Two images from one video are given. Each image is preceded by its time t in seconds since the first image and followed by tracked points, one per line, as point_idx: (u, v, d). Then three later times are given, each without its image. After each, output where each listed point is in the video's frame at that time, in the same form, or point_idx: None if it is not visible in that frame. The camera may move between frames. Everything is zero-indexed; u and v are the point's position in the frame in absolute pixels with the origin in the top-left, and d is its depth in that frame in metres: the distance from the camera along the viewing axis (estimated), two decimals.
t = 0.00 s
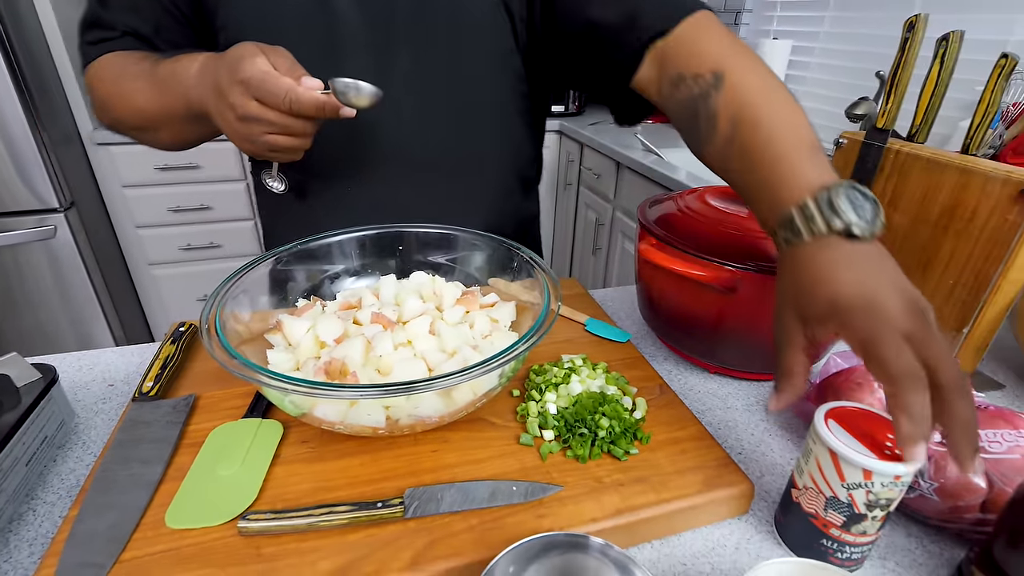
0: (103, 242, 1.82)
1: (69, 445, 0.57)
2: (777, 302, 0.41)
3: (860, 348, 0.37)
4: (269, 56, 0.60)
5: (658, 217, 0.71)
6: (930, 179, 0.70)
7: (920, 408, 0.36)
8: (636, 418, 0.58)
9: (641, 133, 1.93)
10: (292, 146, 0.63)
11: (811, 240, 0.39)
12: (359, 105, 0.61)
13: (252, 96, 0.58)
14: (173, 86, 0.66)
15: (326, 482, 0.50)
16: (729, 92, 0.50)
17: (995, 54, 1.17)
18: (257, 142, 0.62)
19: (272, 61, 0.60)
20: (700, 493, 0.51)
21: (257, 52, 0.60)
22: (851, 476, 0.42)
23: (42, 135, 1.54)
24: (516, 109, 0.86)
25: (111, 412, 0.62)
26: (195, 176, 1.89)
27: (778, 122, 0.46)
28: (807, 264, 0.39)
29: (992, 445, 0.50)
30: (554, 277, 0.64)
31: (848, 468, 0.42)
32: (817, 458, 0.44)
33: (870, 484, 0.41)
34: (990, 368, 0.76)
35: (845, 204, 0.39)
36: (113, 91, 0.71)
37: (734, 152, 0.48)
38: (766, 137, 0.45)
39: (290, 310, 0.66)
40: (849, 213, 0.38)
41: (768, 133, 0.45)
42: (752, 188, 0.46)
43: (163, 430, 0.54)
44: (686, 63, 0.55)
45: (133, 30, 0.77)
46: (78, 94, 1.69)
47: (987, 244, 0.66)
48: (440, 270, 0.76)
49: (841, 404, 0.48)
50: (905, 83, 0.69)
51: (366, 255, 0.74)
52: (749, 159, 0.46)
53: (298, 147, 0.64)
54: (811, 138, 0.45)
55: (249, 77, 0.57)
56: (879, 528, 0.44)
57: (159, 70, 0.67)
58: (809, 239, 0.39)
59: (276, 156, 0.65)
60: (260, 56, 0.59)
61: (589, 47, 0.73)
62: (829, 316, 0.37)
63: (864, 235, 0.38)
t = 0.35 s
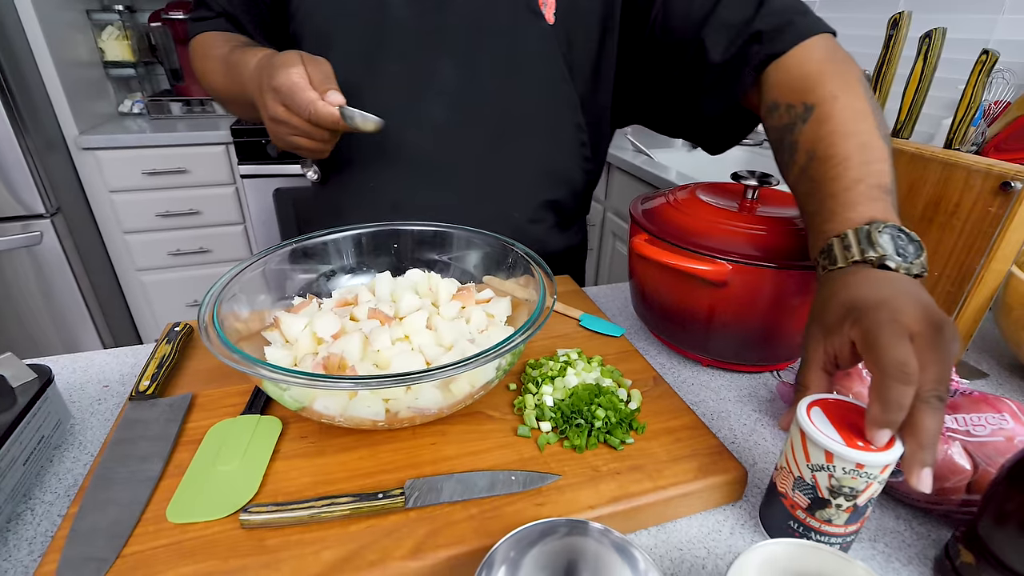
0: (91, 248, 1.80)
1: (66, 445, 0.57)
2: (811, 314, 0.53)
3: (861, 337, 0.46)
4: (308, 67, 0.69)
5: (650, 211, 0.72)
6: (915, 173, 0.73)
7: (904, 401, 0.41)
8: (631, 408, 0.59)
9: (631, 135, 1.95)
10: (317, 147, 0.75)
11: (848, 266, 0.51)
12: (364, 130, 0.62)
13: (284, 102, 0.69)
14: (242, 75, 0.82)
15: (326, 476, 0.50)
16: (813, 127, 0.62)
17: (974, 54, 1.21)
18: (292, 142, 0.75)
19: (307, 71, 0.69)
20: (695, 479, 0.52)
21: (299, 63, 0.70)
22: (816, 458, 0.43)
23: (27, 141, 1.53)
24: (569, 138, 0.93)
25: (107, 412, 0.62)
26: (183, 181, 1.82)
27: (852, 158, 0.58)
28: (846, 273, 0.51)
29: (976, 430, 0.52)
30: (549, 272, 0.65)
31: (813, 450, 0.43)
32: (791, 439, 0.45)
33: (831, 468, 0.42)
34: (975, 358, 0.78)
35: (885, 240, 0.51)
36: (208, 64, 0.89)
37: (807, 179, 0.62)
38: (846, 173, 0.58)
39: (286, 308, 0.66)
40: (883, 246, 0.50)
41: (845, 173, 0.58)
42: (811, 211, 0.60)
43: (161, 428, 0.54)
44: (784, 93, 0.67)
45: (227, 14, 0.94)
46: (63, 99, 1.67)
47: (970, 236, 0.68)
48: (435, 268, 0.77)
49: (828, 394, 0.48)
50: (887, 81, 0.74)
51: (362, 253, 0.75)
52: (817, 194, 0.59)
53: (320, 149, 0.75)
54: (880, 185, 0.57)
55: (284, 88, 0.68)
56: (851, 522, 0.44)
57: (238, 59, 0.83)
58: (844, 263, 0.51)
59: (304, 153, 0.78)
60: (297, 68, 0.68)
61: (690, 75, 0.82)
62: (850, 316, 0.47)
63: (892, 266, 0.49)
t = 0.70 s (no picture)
0: (84, 249, 1.79)
1: (66, 444, 0.57)
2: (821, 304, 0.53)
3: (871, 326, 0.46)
4: (344, 52, 0.73)
5: (648, 208, 0.73)
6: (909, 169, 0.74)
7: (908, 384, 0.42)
8: (633, 402, 0.60)
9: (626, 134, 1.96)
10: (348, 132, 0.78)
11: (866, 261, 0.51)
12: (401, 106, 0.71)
13: (318, 83, 0.72)
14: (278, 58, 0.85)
15: (329, 472, 0.50)
16: (839, 127, 0.62)
17: (965, 52, 1.22)
18: (320, 125, 0.77)
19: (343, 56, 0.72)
20: (697, 472, 0.52)
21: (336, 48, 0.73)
22: (815, 452, 0.43)
23: (20, 142, 1.52)
24: (590, 135, 0.94)
25: (107, 411, 0.62)
26: (178, 181, 1.81)
27: (875, 157, 0.57)
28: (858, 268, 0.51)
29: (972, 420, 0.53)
30: (550, 268, 0.65)
31: (812, 443, 0.43)
32: (791, 433, 0.46)
33: (829, 462, 0.42)
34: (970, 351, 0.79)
35: (907, 240, 0.50)
36: (243, 48, 0.93)
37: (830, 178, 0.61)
38: (871, 174, 0.57)
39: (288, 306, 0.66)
40: (904, 245, 0.49)
41: (869, 173, 0.57)
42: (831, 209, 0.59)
43: (163, 426, 0.54)
44: (812, 94, 0.67)
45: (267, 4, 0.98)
46: (56, 99, 1.65)
47: (963, 230, 0.69)
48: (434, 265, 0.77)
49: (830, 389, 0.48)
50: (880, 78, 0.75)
51: (362, 251, 0.75)
52: (838, 192, 0.59)
53: (351, 133, 0.79)
54: (903, 187, 0.56)
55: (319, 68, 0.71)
56: (850, 518, 0.45)
57: (274, 45, 0.86)
58: (864, 258, 0.51)
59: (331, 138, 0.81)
60: (334, 52, 0.72)
61: (721, 75, 0.83)
62: (864, 307, 0.47)
63: (913, 265, 0.48)
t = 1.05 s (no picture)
0: (80, 248, 1.78)
1: (67, 441, 0.57)
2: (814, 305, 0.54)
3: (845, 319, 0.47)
4: (354, 52, 0.73)
5: (648, 205, 0.73)
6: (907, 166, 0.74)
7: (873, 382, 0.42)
8: (634, 398, 0.60)
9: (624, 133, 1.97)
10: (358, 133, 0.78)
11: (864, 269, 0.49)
12: (411, 103, 0.72)
13: (327, 83, 0.72)
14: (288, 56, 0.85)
15: (331, 468, 0.50)
16: (836, 134, 0.61)
17: (961, 51, 1.23)
18: (330, 126, 0.77)
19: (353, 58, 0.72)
20: (698, 467, 0.52)
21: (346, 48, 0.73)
22: (822, 446, 0.43)
23: (16, 140, 1.52)
24: (590, 134, 0.94)
25: (108, 408, 0.61)
26: (175, 180, 1.80)
27: (875, 162, 0.57)
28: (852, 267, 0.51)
29: (971, 415, 0.53)
30: (552, 265, 0.65)
31: (817, 437, 0.43)
32: (793, 427, 0.46)
33: (835, 454, 0.43)
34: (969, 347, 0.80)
35: (902, 238, 0.48)
36: (252, 49, 0.93)
37: (831, 184, 0.61)
38: (871, 178, 0.56)
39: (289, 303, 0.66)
40: (898, 244, 0.47)
41: (868, 178, 0.56)
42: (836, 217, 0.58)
43: (165, 422, 0.54)
44: (807, 102, 0.67)
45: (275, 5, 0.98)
46: (52, 98, 1.65)
47: (962, 226, 0.70)
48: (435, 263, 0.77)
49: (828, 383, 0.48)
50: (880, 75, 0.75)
51: (364, 248, 0.75)
52: (839, 198, 0.58)
53: (360, 132, 0.79)
54: (907, 185, 0.55)
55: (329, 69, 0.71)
56: (853, 504, 0.45)
57: (284, 46, 0.87)
58: (860, 266, 0.50)
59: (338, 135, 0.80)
60: (343, 51, 0.72)
61: (716, 76, 0.83)
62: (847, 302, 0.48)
63: (908, 263, 0.46)
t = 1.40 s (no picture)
0: (79, 247, 1.78)
1: (66, 438, 0.57)
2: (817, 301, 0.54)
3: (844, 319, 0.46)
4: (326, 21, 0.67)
5: (648, 202, 0.73)
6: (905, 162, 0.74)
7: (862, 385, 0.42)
8: (633, 394, 0.60)
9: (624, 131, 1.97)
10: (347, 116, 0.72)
11: (872, 263, 0.49)
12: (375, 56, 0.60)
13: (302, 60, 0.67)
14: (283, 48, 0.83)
15: (332, 463, 0.50)
16: (839, 126, 0.61)
17: (959, 48, 1.23)
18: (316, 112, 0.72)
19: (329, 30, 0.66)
20: (697, 462, 0.52)
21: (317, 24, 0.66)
22: (810, 436, 0.44)
23: (14, 139, 1.51)
24: (590, 132, 0.94)
25: (107, 405, 0.61)
26: (174, 179, 1.80)
27: (881, 154, 0.56)
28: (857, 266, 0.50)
29: (969, 409, 0.53)
30: (551, 262, 0.65)
31: (806, 426, 0.44)
32: (785, 417, 0.46)
33: (823, 445, 0.43)
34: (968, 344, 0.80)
35: (911, 231, 0.47)
36: (250, 42, 0.92)
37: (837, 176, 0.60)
38: (877, 171, 0.56)
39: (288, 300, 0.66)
40: (906, 237, 0.47)
41: (873, 171, 0.56)
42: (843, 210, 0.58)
43: (164, 419, 0.54)
44: (809, 94, 0.67)
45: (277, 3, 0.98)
46: (50, 96, 1.64)
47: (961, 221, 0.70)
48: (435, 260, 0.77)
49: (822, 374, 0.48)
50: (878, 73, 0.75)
51: (363, 246, 0.75)
52: (842, 191, 0.59)
53: (348, 112, 0.72)
54: (915, 176, 0.54)
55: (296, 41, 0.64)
56: (843, 496, 0.45)
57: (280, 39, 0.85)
58: (866, 261, 0.49)
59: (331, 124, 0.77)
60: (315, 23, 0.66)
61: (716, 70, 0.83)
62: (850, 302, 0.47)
63: (916, 257, 0.46)
